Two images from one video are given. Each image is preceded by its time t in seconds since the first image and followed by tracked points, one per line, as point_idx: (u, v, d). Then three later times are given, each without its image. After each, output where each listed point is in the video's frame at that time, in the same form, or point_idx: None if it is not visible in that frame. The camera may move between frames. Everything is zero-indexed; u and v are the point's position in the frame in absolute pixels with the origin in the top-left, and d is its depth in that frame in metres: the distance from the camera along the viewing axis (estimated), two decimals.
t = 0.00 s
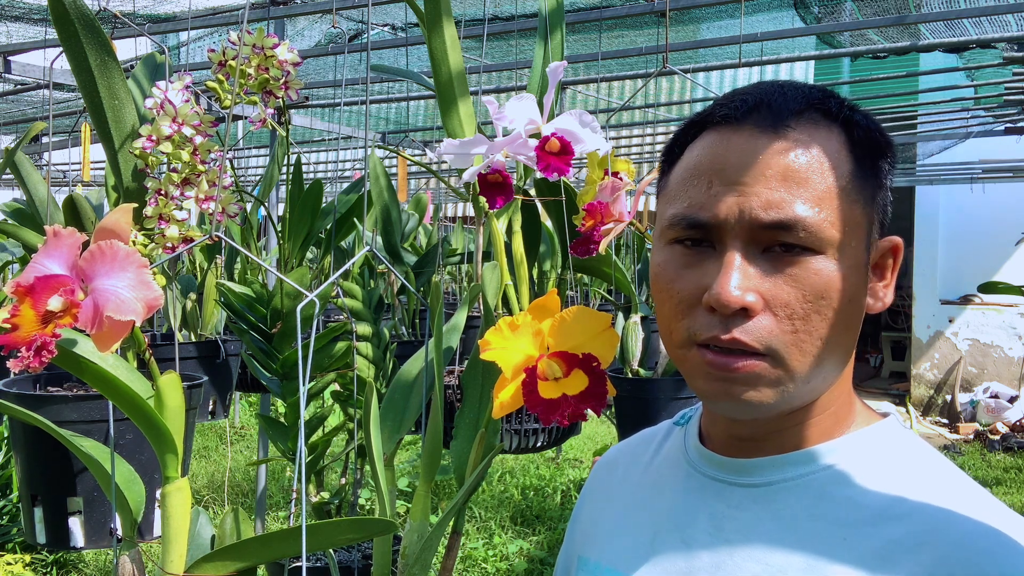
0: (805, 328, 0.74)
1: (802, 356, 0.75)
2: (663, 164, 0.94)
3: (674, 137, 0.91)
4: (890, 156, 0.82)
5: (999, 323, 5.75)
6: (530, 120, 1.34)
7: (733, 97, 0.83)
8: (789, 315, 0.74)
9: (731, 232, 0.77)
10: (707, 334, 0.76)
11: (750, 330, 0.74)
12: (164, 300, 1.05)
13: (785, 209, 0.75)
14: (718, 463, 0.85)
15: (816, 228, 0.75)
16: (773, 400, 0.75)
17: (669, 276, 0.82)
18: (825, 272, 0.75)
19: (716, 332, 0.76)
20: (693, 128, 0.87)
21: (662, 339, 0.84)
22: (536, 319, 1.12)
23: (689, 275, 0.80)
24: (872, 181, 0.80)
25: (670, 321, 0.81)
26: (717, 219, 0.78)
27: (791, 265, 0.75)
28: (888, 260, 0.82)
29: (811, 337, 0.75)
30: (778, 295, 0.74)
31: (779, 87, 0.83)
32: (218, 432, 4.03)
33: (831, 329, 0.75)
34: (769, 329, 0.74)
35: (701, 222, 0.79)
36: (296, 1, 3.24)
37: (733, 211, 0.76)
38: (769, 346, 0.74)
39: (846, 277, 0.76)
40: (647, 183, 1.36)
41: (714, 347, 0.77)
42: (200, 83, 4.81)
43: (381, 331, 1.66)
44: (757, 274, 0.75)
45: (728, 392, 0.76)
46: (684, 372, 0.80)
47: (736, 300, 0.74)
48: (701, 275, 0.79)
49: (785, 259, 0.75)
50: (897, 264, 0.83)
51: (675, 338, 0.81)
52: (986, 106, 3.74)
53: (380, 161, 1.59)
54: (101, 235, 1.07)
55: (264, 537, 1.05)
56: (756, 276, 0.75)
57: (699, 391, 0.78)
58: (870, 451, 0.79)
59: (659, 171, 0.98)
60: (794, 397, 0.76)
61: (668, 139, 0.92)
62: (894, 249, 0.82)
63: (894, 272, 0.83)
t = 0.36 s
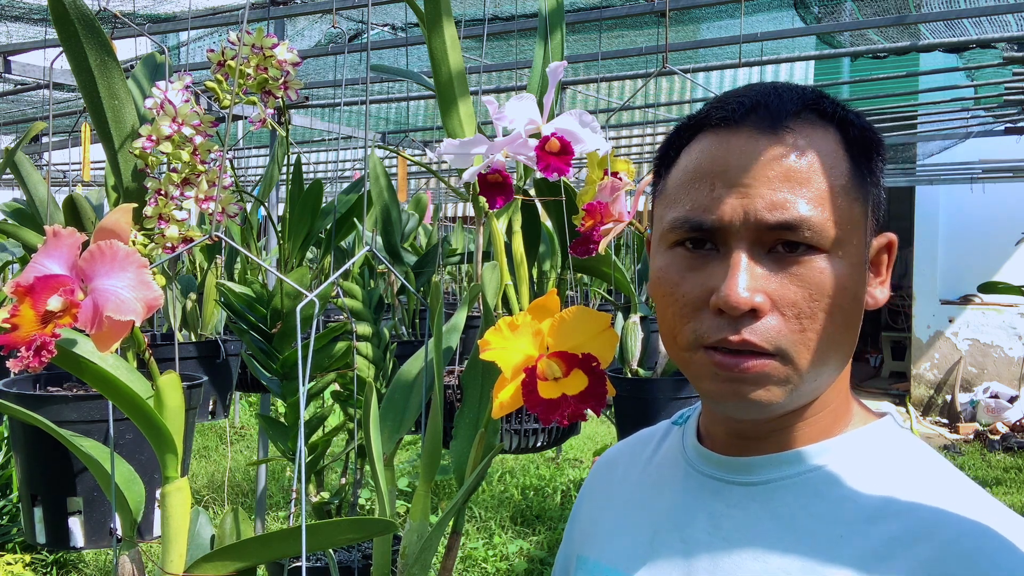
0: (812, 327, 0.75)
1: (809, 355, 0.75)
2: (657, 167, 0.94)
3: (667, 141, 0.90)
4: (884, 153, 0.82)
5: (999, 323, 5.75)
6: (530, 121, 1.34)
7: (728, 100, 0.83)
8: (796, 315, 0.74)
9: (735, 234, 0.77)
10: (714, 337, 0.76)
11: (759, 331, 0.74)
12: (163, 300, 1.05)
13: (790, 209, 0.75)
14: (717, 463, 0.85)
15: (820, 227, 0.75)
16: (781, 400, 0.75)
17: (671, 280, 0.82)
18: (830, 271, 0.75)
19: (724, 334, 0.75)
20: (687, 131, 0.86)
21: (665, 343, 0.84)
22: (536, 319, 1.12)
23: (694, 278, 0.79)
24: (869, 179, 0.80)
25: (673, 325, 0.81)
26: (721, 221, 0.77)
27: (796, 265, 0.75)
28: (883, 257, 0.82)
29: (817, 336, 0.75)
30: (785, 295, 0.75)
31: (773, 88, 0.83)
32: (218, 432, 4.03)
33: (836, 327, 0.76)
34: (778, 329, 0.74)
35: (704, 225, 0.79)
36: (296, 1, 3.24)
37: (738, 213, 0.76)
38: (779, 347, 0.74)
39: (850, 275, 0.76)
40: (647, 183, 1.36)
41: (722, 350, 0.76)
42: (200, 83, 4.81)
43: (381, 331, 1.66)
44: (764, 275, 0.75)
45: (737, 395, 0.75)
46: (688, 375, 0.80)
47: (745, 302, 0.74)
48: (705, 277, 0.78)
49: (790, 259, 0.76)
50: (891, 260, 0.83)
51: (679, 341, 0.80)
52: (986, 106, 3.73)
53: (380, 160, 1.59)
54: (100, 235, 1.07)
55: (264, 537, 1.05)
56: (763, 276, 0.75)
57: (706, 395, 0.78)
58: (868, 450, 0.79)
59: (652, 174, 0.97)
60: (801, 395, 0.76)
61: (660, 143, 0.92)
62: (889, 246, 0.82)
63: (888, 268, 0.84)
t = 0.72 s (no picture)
0: (810, 327, 0.75)
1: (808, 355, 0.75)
2: (656, 167, 0.94)
3: (666, 141, 0.90)
4: (882, 154, 0.82)
5: (999, 323, 5.75)
6: (530, 121, 1.34)
7: (727, 100, 0.83)
8: (794, 315, 0.74)
9: (734, 234, 0.77)
10: (712, 337, 0.76)
11: (757, 331, 0.74)
12: (163, 300, 1.05)
13: (788, 209, 0.75)
14: (715, 463, 0.85)
15: (818, 228, 0.75)
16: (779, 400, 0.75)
17: (670, 279, 0.81)
18: (827, 270, 0.75)
19: (722, 335, 0.75)
20: (685, 131, 0.86)
21: (663, 344, 0.84)
22: (536, 319, 1.12)
23: (692, 278, 0.79)
24: (867, 180, 0.80)
25: (671, 325, 0.81)
26: (720, 221, 0.77)
27: (793, 265, 0.75)
28: (880, 257, 0.82)
29: (815, 336, 0.75)
30: (784, 295, 0.74)
31: (772, 88, 0.83)
32: (218, 432, 4.03)
33: (833, 328, 0.76)
34: (776, 329, 0.74)
35: (703, 225, 0.78)
36: (297, 1, 3.24)
37: (737, 213, 0.76)
38: (778, 347, 0.74)
39: (847, 275, 0.76)
40: (647, 183, 1.36)
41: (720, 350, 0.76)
42: (200, 83, 4.81)
43: (381, 331, 1.66)
44: (763, 275, 0.75)
45: (735, 395, 0.75)
46: (687, 376, 0.80)
47: (744, 301, 0.74)
48: (704, 276, 0.78)
49: (788, 260, 0.76)
50: (888, 260, 0.83)
51: (677, 342, 0.80)
52: (986, 106, 3.73)
53: (380, 161, 1.59)
54: (100, 234, 1.07)
55: (264, 538, 1.05)
56: (762, 276, 0.75)
57: (703, 396, 0.78)
58: (867, 449, 0.79)
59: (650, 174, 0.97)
60: (797, 396, 0.76)
61: (659, 143, 0.92)
62: (885, 246, 0.82)
63: (884, 269, 0.84)
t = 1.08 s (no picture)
0: (832, 316, 0.75)
1: (829, 344, 0.75)
2: (663, 160, 0.93)
3: (677, 132, 0.90)
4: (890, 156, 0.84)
5: (999, 323, 5.75)
6: (530, 120, 1.34)
7: (747, 91, 0.84)
8: (817, 303, 0.75)
9: (759, 220, 0.76)
10: (735, 324, 0.75)
11: (781, 318, 0.74)
12: (163, 300, 1.05)
13: (813, 197, 0.75)
14: (715, 466, 0.84)
15: (840, 217, 0.76)
16: (799, 389, 0.75)
17: (687, 267, 0.81)
18: (848, 260, 0.76)
19: (747, 320, 0.75)
20: (701, 121, 0.86)
21: (675, 334, 0.82)
22: (536, 319, 1.12)
23: (712, 265, 0.78)
24: (881, 177, 0.82)
25: (687, 314, 0.80)
26: (745, 205, 0.77)
27: (816, 254, 0.76)
28: (886, 258, 0.83)
29: (836, 325, 0.76)
30: (808, 283, 0.75)
31: (791, 84, 0.84)
32: (218, 432, 4.03)
33: (853, 317, 0.76)
34: (799, 316, 0.74)
35: (727, 210, 0.78)
36: (296, 1, 3.24)
37: (764, 199, 0.76)
38: (801, 334, 0.74)
39: (866, 267, 0.77)
40: (647, 183, 1.36)
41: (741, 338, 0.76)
42: (200, 83, 4.81)
43: (382, 331, 1.66)
44: (787, 262, 0.75)
45: (758, 381, 0.75)
46: (702, 365, 0.79)
47: (770, 287, 0.74)
48: (725, 263, 0.78)
49: (811, 249, 0.76)
50: (891, 261, 0.85)
51: (693, 332, 0.79)
52: (986, 106, 3.73)
53: (380, 160, 1.59)
54: (100, 235, 1.07)
55: (264, 537, 1.05)
56: (787, 263, 0.75)
57: (721, 386, 0.77)
58: (869, 452, 0.79)
59: (654, 170, 0.97)
60: (818, 384, 0.76)
61: (669, 135, 0.91)
62: (892, 247, 0.84)
63: (888, 270, 0.85)
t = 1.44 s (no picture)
0: (828, 323, 0.75)
1: (825, 352, 0.76)
2: (663, 158, 0.93)
3: (677, 130, 0.90)
4: (894, 157, 0.84)
5: (999, 323, 5.75)
6: (530, 121, 1.34)
7: (747, 93, 0.83)
8: (814, 311, 0.75)
9: (755, 227, 0.76)
10: (730, 331, 0.76)
11: (777, 326, 0.74)
12: (163, 300, 1.05)
13: (810, 204, 0.75)
14: (712, 467, 0.84)
15: (838, 224, 0.75)
16: (794, 396, 0.76)
17: (683, 271, 0.81)
18: (846, 267, 0.76)
19: (742, 327, 0.75)
20: (700, 121, 0.86)
21: (672, 337, 0.83)
22: (536, 319, 1.12)
23: (707, 271, 0.79)
24: (883, 181, 0.82)
25: (683, 318, 0.80)
26: (741, 212, 0.77)
27: (813, 261, 0.76)
28: (887, 260, 0.83)
29: (833, 333, 0.76)
30: (804, 291, 0.75)
31: (793, 84, 0.84)
32: (218, 432, 4.03)
33: (850, 324, 0.77)
34: (795, 324, 0.74)
35: (722, 217, 0.78)
36: (296, 0, 3.24)
37: (760, 206, 0.76)
38: (796, 342, 0.74)
39: (863, 273, 0.77)
40: (647, 183, 1.36)
41: (736, 345, 0.76)
42: (200, 83, 4.81)
43: (381, 331, 1.66)
44: (782, 270, 0.75)
45: (752, 388, 0.75)
46: (699, 369, 0.80)
47: (765, 295, 0.74)
48: (720, 269, 0.78)
49: (808, 256, 0.76)
50: (892, 262, 0.85)
51: (689, 335, 0.80)
52: (986, 106, 3.73)
53: (380, 160, 1.59)
54: (100, 235, 1.07)
55: (264, 537, 1.05)
56: (783, 271, 0.75)
57: (716, 390, 0.78)
58: (867, 451, 0.79)
59: (655, 167, 0.97)
60: (813, 392, 0.77)
61: (669, 133, 0.91)
62: (893, 249, 0.83)
63: (889, 271, 0.85)
